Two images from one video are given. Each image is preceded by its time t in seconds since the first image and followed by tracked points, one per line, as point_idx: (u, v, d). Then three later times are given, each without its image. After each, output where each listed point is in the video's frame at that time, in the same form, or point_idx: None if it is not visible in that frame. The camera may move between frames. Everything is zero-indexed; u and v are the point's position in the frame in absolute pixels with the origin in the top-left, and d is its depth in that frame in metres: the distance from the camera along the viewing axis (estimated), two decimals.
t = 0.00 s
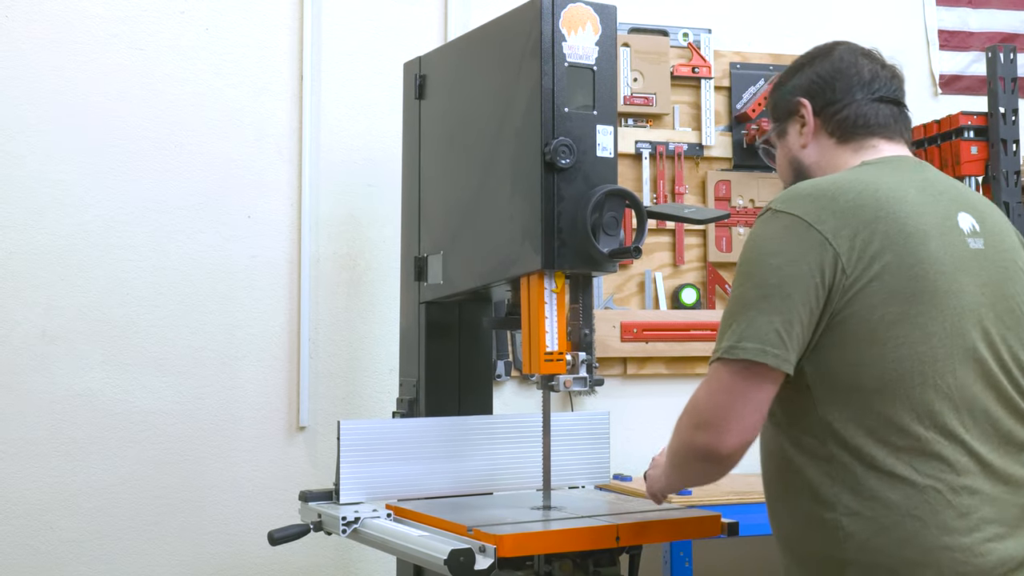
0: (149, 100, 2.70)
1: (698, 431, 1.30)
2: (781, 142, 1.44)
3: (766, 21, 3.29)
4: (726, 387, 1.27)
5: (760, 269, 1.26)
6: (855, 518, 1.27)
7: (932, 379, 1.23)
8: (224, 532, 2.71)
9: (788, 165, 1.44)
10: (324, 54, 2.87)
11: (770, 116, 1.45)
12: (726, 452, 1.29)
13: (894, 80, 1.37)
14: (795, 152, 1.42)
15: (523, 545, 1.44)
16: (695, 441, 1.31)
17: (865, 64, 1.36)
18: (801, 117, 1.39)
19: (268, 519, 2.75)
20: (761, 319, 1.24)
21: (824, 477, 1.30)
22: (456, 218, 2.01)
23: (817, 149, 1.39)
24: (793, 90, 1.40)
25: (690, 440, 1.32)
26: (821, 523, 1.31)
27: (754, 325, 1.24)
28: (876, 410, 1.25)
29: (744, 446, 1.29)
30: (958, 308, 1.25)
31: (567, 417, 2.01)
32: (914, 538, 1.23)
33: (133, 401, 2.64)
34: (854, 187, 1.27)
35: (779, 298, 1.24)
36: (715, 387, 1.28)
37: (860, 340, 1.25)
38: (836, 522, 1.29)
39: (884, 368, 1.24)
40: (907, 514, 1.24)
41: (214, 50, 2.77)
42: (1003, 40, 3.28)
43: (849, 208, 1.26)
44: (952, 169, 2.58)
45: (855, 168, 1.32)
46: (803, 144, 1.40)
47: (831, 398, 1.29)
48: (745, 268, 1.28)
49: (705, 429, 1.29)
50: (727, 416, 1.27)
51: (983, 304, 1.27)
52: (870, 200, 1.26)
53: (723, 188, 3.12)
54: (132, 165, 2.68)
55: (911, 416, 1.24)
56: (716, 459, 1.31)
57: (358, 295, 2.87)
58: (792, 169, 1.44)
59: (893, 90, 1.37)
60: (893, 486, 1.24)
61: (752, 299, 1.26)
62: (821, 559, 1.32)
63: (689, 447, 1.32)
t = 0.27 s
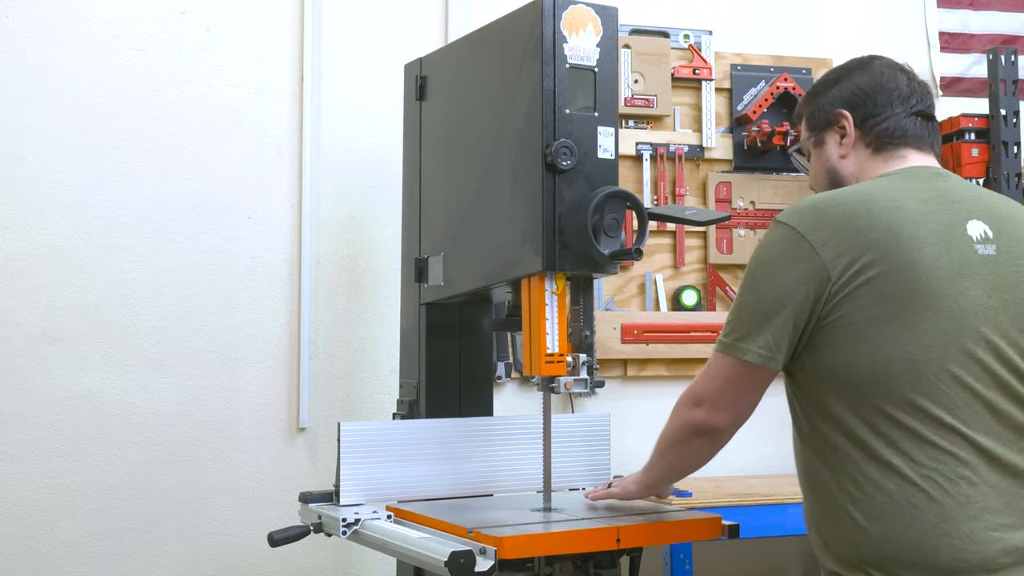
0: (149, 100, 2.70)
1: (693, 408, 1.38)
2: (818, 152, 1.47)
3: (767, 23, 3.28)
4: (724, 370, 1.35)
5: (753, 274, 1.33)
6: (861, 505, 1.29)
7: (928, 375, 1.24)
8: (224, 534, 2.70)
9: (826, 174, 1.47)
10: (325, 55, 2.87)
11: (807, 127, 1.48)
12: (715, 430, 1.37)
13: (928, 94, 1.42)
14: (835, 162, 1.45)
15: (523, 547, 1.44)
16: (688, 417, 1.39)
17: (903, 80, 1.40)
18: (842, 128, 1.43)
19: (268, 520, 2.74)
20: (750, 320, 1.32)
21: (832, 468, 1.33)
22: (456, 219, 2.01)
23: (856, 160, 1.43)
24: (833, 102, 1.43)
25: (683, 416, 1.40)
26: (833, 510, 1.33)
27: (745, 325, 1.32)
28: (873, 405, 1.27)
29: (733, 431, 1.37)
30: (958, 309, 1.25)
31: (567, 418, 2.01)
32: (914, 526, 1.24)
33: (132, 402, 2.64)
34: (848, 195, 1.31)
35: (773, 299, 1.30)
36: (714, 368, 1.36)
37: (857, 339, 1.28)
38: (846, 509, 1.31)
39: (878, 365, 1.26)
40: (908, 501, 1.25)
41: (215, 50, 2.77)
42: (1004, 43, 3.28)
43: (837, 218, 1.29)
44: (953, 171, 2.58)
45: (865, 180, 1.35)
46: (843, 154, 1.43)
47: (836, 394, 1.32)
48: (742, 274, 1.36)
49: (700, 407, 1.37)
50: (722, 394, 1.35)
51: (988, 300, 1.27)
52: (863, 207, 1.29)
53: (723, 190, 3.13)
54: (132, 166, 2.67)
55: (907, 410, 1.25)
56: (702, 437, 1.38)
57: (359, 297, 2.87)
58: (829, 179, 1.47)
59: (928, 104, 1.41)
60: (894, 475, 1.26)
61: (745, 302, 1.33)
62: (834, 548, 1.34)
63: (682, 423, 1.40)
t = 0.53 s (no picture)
0: (149, 100, 2.69)
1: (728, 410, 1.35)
2: (833, 158, 1.47)
3: (768, 25, 3.28)
4: (760, 371, 1.31)
5: (782, 273, 1.32)
6: (891, 495, 1.26)
7: (958, 370, 1.24)
8: (221, 534, 2.70)
9: (842, 180, 1.47)
10: (325, 55, 2.86)
11: (822, 133, 1.48)
12: (752, 433, 1.33)
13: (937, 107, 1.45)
14: (852, 168, 1.45)
15: (521, 549, 1.44)
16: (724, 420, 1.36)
17: (919, 90, 1.42)
18: (861, 135, 1.43)
19: (266, 521, 2.74)
20: (782, 316, 1.30)
21: (857, 463, 1.31)
22: (456, 220, 2.01)
23: (875, 165, 1.43)
24: (853, 109, 1.44)
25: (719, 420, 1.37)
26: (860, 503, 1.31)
27: (775, 322, 1.30)
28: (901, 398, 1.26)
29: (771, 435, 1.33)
30: (983, 308, 1.25)
31: (566, 420, 2.00)
32: (948, 516, 1.22)
33: (130, 402, 2.63)
34: (875, 197, 1.31)
35: (806, 293, 1.29)
36: (747, 370, 1.33)
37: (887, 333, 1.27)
38: (874, 501, 1.28)
39: (906, 359, 1.25)
40: (936, 489, 1.23)
41: (215, 49, 2.76)
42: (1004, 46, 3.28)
43: (867, 218, 1.29)
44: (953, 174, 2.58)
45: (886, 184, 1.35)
46: (862, 160, 1.44)
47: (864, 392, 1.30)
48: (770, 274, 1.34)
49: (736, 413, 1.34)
50: (757, 396, 1.32)
51: (1009, 302, 1.27)
52: (891, 208, 1.29)
53: (724, 192, 3.12)
54: (132, 165, 2.67)
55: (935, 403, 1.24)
56: (743, 440, 1.34)
57: (358, 297, 2.87)
58: (845, 185, 1.47)
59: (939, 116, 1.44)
60: (924, 465, 1.24)
61: (776, 299, 1.31)
62: (863, 550, 1.31)
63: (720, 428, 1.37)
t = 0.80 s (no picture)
0: (148, 100, 2.69)
1: (834, 410, 1.20)
2: (844, 153, 1.42)
3: (768, 27, 3.28)
4: (876, 365, 1.19)
5: (883, 257, 1.23)
6: (925, 496, 1.30)
7: (1004, 380, 1.29)
8: (219, 536, 2.70)
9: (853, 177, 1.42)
10: (324, 57, 2.86)
11: (831, 128, 1.43)
12: (865, 436, 1.20)
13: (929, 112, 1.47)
14: (866, 164, 1.41)
15: (520, 551, 1.44)
16: (831, 420, 1.21)
17: (922, 90, 1.43)
18: (875, 131, 1.40)
19: (265, 523, 2.74)
20: (887, 302, 1.20)
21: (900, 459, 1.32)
22: (455, 221, 2.01)
23: (889, 163, 1.40)
24: (867, 104, 1.40)
25: (822, 421, 1.21)
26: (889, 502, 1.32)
27: (882, 307, 1.20)
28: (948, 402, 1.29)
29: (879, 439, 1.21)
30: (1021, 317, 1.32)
31: (566, 421, 2.00)
32: (979, 516, 1.28)
33: (128, 403, 2.63)
34: (951, 196, 1.30)
35: (897, 289, 1.21)
36: (862, 363, 1.19)
37: (947, 337, 1.27)
38: (905, 499, 1.31)
39: (957, 365, 1.28)
40: (974, 492, 1.28)
41: (214, 50, 2.76)
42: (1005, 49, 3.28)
43: (954, 216, 1.27)
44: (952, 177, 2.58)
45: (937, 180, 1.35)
46: (877, 156, 1.40)
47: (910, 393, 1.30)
48: (863, 257, 1.24)
49: (854, 405, 1.19)
50: (875, 393, 1.19)
51: None
52: (966, 209, 1.29)
53: (724, 194, 3.12)
54: (131, 165, 2.67)
55: (979, 411, 1.29)
56: (848, 446, 1.20)
57: (357, 299, 2.86)
58: (855, 181, 1.42)
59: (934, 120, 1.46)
60: (962, 467, 1.29)
61: (878, 284, 1.21)
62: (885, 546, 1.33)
63: (821, 429, 1.21)
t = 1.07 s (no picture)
0: (143, 99, 2.69)
1: (958, 438, 1.08)
2: (830, 148, 1.34)
3: (764, 29, 3.28)
4: (985, 385, 1.10)
5: (967, 267, 1.13)
6: (949, 513, 1.21)
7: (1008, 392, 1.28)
8: (214, 537, 2.69)
9: (840, 173, 1.35)
10: (320, 57, 2.86)
11: (817, 119, 1.35)
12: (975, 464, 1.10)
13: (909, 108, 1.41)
14: (853, 161, 1.34)
15: (514, 552, 1.43)
16: (955, 450, 1.08)
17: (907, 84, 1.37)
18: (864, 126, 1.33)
19: (259, 524, 2.73)
20: (979, 317, 1.12)
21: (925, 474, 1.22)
22: (450, 222, 2.01)
23: (876, 161, 1.34)
24: (855, 96, 1.33)
25: (946, 452, 1.08)
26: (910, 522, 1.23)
27: (976, 322, 1.11)
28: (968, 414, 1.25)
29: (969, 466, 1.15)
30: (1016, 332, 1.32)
31: (560, 422, 1.99)
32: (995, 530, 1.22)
33: (122, 404, 2.62)
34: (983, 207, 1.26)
35: (984, 305, 1.13)
36: (974, 383, 1.10)
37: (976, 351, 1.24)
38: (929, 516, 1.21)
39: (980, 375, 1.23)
40: (992, 509, 1.23)
41: (209, 50, 2.76)
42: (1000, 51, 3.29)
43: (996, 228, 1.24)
44: (947, 179, 2.59)
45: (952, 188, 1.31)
46: (865, 154, 1.33)
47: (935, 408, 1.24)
48: (948, 266, 1.13)
49: (971, 429, 1.08)
50: (986, 413, 1.10)
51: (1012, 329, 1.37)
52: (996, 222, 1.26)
53: (719, 196, 3.11)
54: (126, 166, 2.66)
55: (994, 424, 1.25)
56: (961, 476, 1.10)
57: (352, 299, 2.86)
58: (841, 178, 1.35)
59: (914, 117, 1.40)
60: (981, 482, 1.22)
61: (967, 297, 1.12)
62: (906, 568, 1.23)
63: (943, 460, 1.08)
